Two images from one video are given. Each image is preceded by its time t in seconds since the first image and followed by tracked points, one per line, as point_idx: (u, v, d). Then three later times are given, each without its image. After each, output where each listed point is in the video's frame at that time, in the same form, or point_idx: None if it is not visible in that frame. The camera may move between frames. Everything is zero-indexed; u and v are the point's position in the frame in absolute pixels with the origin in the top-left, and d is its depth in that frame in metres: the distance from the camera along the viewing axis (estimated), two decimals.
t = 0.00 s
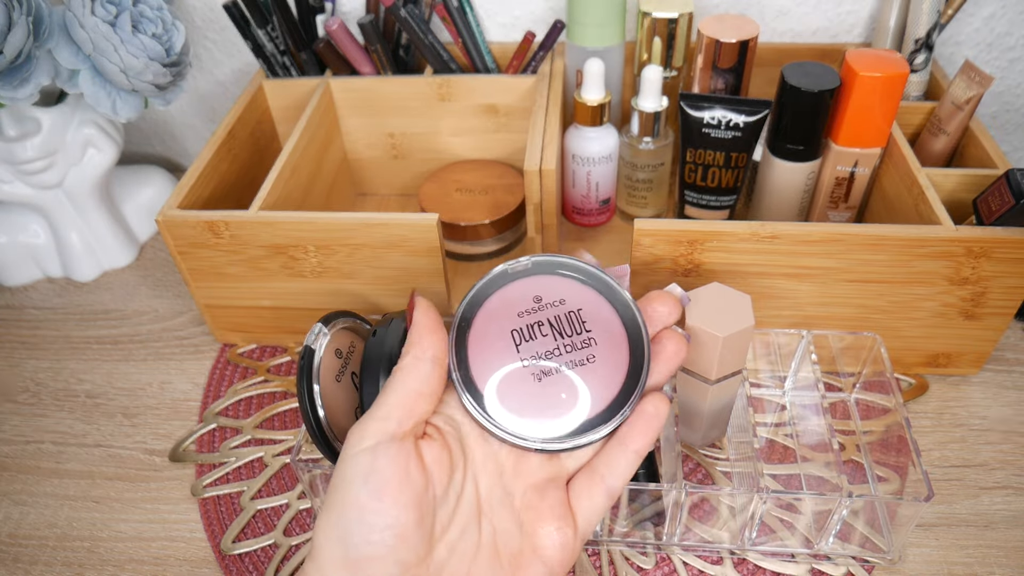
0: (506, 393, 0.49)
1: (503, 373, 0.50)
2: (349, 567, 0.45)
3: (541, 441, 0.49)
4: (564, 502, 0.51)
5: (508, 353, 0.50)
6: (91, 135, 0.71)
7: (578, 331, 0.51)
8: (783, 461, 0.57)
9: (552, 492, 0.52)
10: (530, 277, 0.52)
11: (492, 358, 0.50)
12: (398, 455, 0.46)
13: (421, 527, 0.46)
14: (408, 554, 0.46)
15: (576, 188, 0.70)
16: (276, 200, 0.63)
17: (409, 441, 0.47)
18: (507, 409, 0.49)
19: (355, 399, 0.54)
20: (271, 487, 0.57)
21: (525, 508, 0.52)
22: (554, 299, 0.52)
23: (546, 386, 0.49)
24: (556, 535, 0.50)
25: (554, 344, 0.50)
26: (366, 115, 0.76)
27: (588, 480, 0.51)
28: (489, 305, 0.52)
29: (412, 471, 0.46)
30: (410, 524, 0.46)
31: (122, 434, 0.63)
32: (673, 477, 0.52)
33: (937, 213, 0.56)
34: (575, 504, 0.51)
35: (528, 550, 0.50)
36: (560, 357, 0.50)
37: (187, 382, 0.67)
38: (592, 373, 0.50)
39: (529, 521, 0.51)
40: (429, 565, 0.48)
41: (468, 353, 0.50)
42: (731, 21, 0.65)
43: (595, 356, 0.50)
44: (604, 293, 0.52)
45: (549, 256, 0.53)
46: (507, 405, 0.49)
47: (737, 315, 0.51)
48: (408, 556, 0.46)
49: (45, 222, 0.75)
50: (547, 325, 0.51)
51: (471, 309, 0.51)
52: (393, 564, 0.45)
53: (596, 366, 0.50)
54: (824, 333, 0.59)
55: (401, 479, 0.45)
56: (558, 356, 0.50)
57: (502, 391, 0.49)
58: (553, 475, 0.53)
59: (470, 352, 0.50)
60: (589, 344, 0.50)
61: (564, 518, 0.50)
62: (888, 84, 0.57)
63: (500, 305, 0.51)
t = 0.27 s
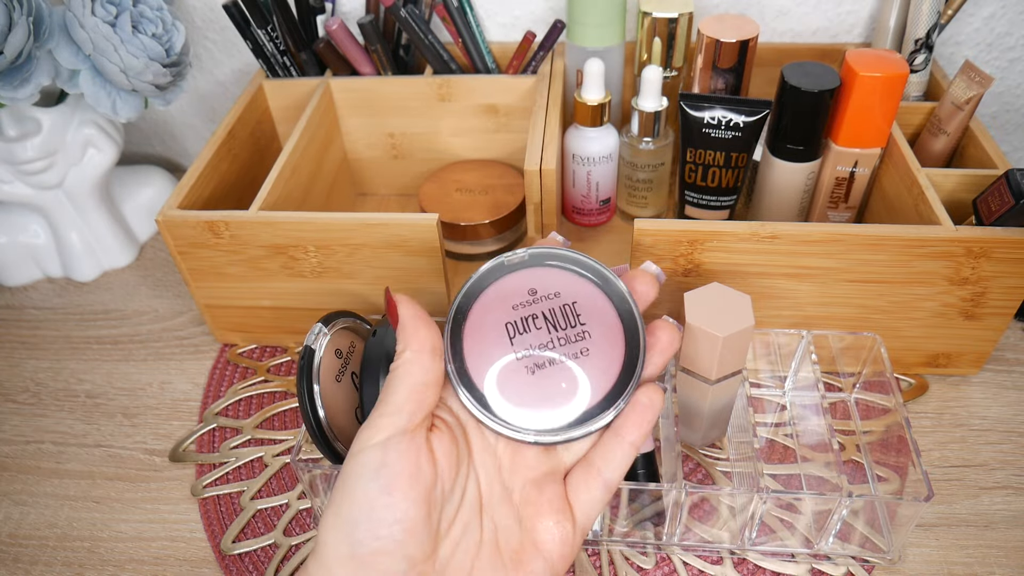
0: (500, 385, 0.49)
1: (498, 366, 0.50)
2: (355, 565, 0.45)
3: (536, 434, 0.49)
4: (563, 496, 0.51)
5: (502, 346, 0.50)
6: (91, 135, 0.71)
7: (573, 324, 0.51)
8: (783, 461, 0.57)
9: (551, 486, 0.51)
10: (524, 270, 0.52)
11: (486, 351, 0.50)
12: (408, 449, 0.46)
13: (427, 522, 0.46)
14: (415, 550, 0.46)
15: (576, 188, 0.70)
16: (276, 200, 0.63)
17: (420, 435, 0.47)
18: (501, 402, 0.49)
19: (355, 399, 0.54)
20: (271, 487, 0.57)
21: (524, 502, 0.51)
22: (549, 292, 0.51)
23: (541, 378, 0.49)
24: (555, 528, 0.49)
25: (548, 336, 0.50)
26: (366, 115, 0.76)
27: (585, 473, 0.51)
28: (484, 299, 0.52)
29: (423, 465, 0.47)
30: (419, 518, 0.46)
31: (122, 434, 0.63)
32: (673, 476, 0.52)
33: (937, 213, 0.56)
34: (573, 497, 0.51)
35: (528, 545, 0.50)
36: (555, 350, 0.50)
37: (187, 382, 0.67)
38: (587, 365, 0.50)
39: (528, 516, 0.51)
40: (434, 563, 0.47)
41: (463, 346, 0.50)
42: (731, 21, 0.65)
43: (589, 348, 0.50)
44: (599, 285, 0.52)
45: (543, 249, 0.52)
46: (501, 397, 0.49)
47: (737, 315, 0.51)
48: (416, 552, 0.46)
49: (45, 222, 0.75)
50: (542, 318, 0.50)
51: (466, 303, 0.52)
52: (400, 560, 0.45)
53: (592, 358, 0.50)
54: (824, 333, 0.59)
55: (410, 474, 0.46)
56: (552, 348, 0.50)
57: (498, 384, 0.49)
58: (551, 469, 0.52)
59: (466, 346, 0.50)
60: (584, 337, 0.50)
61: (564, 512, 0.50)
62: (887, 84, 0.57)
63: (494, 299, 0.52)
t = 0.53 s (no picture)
0: (516, 384, 0.49)
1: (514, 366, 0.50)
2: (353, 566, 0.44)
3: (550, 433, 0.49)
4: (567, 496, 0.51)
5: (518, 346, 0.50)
6: (91, 135, 0.71)
7: (592, 328, 0.51)
8: (783, 461, 0.57)
9: (555, 486, 0.52)
10: (542, 270, 0.52)
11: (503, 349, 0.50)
12: (406, 449, 0.45)
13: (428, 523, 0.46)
14: (416, 552, 0.45)
15: (576, 188, 0.70)
16: (276, 200, 0.63)
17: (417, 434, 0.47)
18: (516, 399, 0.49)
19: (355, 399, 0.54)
20: (271, 487, 0.57)
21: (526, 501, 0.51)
22: (569, 294, 0.51)
23: (556, 381, 0.49)
24: (558, 527, 0.50)
25: (567, 339, 0.50)
26: (366, 115, 0.76)
27: (591, 471, 0.51)
28: (500, 298, 0.51)
29: (422, 466, 0.46)
30: (418, 520, 0.45)
31: (122, 434, 0.63)
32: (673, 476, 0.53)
33: (937, 213, 0.56)
34: (577, 497, 0.51)
35: (530, 543, 0.50)
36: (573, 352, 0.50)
37: (187, 382, 0.67)
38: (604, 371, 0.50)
39: (530, 514, 0.51)
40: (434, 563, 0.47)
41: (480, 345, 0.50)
42: (731, 21, 0.65)
43: (608, 354, 0.50)
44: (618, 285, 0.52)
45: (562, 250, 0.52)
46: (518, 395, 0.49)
47: (737, 315, 0.51)
48: (415, 554, 0.45)
49: (45, 221, 0.75)
50: (561, 320, 0.51)
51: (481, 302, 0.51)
52: (399, 561, 0.45)
53: (610, 363, 0.50)
54: (824, 333, 0.59)
55: (410, 475, 0.45)
56: (570, 350, 0.50)
57: (503, 375, 0.49)
58: (554, 469, 0.53)
59: (482, 343, 0.50)
60: (603, 341, 0.50)
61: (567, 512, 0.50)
62: (887, 84, 0.57)
63: (512, 299, 0.51)
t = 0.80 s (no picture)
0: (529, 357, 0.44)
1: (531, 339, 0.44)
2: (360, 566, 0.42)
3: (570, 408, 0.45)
4: (567, 464, 0.51)
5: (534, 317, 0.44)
6: (91, 135, 0.71)
7: (605, 294, 0.47)
8: (783, 461, 0.57)
9: (553, 458, 0.51)
10: (545, 227, 0.46)
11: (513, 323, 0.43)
12: (420, 444, 0.42)
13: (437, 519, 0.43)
14: (425, 548, 0.43)
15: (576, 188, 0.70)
16: (276, 200, 0.63)
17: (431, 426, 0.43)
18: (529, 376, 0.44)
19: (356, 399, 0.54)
20: (271, 487, 0.57)
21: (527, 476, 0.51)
22: (581, 257, 0.46)
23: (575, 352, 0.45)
24: (564, 500, 0.50)
25: (583, 306, 0.46)
26: (366, 115, 0.76)
27: (590, 438, 0.52)
28: (503, 263, 0.44)
29: (437, 459, 0.43)
30: (431, 516, 0.43)
31: (122, 434, 0.63)
32: (672, 476, 0.53)
33: (937, 213, 0.56)
34: (579, 465, 0.51)
35: (537, 522, 0.50)
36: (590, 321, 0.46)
37: (187, 382, 0.67)
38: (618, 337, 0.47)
39: (532, 488, 0.50)
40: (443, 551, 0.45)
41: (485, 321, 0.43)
42: (731, 21, 0.65)
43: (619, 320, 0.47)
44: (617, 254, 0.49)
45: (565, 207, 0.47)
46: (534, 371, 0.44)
47: (737, 315, 0.51)
48: (426, 551, 0.43)
49: (45, 221, 0.75)
50: (576, 286, 0.45)
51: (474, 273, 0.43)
52: (408, 560, 0.43)
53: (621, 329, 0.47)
54: (824, 333, 0.59)
55: (420, 474, 0.42)
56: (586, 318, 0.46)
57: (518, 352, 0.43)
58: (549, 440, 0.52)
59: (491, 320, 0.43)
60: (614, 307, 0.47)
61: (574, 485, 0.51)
62: (888, 84, 0.57)
63: (516, 262, 0.44)
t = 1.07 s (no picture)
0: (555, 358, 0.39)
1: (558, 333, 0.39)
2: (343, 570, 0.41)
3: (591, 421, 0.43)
4: (576, 460, 0.49)
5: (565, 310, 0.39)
6: (91, 135, 0.71)
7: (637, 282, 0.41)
8: (783, 461, 0.57)
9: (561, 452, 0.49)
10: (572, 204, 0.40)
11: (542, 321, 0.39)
12: (407, 445, 0.40)
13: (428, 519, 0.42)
14: (416, 549, 0.42)
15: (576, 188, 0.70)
16: (276, 200, 0.63)
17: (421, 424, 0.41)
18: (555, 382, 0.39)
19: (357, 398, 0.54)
20: (271, 487, 0.57)
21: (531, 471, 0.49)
22: (612, 243, 0.40)
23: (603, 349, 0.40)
24: (571, 498, 0.48)
25: (615, 299, 0.40)
26: (366, 114, 0.76)
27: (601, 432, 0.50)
28: (530, 244, 0.38)
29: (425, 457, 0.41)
30: (417, 520, 0.41)
31: (122, 434, 0.63)
32: (672, 476, 0.53)
33: (937, 214, 0.56)
34: (587, 460, 0.49)
35: (538, 520, 0.48)
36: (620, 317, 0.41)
37: (187, 382, 0.67)
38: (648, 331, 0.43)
39: (535, 485, 0.48)
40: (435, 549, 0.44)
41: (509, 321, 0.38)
42: (732, 21, 0.65)
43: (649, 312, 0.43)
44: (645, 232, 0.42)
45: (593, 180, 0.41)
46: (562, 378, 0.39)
47: (737, 315, 0.51)
48: (414, 555, 0.42)
49: (45, 221, 0.75)
50: (610, 276, 0.40)
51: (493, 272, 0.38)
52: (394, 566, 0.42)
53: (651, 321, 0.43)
54: (824, 333, 0.59)
55: (410, 474, 0.40)
56: (617, 311, 0.40)
57: (542, 349, 0.39)
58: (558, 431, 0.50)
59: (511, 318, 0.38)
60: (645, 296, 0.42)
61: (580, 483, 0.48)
62: (888, 84, 0.57)
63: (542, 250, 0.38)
